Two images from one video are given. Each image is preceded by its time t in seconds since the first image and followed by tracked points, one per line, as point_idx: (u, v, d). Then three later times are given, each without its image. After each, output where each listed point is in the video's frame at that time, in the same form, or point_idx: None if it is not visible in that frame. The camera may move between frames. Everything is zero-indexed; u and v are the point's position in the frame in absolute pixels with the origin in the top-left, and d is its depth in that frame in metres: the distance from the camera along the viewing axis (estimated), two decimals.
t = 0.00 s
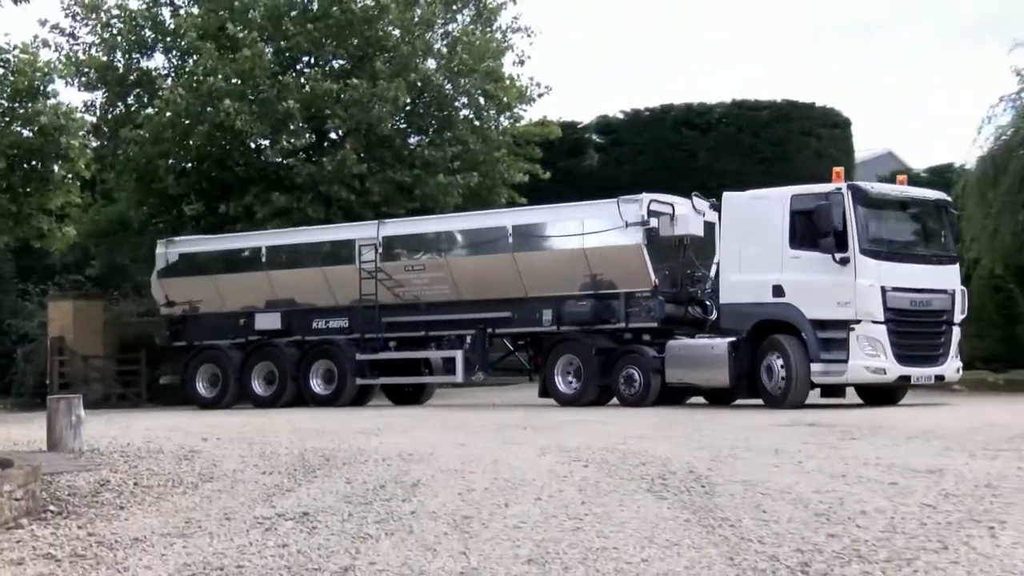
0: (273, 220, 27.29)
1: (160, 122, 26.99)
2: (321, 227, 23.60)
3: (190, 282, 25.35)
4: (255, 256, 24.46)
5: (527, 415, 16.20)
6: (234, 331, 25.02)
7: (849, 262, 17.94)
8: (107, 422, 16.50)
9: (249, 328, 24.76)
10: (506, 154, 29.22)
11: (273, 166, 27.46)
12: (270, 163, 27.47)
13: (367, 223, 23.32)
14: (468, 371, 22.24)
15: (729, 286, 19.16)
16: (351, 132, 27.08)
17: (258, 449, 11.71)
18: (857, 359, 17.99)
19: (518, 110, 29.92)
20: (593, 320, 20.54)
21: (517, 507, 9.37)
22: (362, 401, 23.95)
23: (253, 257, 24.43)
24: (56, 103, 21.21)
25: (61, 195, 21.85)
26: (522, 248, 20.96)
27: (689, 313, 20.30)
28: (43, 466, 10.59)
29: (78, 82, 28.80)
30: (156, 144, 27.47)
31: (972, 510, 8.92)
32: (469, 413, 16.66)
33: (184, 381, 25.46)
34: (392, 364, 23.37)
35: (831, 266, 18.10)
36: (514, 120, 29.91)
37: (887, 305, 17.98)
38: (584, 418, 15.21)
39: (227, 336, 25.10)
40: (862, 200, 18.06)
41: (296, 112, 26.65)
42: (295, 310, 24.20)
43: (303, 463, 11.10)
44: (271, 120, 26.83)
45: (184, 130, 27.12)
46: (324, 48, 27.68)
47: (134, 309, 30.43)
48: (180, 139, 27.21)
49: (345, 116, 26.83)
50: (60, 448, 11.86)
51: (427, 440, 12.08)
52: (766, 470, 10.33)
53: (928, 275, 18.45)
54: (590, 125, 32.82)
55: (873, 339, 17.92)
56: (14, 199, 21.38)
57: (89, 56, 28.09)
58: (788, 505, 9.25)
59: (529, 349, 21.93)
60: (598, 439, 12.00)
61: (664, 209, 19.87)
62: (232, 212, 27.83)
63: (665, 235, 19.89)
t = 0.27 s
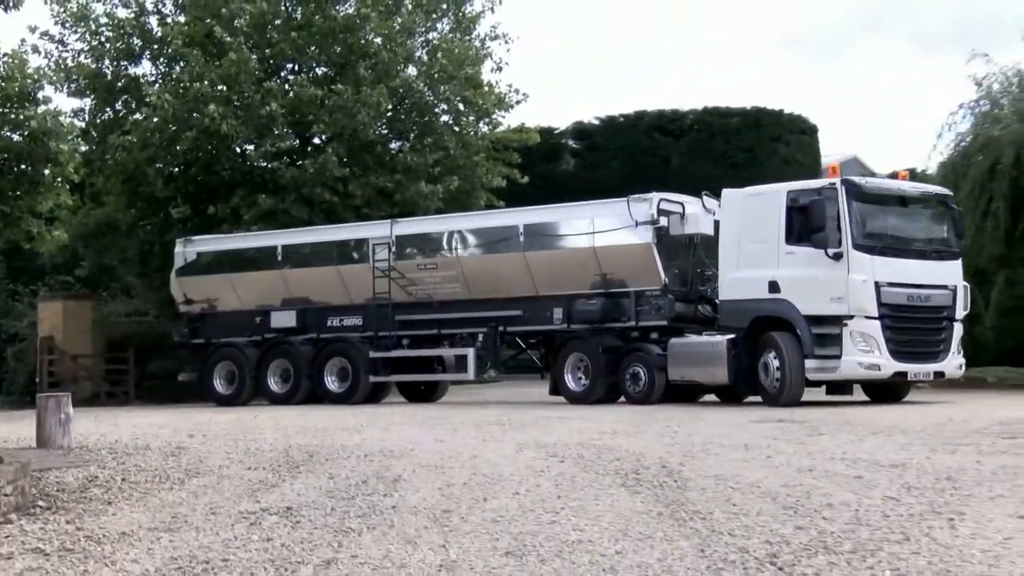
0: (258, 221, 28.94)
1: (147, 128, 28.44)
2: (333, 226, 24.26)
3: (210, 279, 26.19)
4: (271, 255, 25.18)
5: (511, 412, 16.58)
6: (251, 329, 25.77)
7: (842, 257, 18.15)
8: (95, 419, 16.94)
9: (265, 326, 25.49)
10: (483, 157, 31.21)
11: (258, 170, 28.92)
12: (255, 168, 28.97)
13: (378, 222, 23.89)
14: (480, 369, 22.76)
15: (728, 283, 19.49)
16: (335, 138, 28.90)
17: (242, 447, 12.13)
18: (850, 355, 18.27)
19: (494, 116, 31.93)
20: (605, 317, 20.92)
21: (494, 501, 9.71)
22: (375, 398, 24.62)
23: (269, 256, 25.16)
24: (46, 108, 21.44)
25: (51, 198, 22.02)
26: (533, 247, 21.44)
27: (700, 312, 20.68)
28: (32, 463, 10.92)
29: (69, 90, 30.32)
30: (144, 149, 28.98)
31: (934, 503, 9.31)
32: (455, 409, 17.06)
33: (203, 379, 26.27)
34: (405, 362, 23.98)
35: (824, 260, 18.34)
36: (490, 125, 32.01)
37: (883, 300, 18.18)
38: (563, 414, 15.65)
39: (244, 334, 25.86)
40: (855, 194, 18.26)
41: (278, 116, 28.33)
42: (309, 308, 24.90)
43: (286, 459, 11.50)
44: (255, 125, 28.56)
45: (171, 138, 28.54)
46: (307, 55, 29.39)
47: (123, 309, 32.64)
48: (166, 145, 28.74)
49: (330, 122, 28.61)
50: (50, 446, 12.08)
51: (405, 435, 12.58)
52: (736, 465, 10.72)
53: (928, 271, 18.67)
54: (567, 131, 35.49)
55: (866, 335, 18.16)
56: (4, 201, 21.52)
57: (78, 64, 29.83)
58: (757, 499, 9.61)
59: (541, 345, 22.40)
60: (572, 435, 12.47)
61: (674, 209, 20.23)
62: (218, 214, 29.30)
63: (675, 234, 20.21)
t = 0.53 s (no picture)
0: (240, 225, 29.56)
1: (132, 132, 29.34)
2: (345, 226, 24.68)
3: (225, 279, 26.72)
4: (284, 254, 25.64)
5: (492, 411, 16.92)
6: (265, 329, 26.27)
7: (828, 256, 18.33)
8: (81, 418, 17.30)
9: (279, 325, 25.99)
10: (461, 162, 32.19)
11: (242, 175, 29.87)
12: (239, 172, 29.92)
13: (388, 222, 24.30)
14: (488, 368, 23.08)
15: (722, 282, 19.73)
16: (316, 144, 29.70)
17: (225, 445, 12.50)
18: (837, 355, 18.45)
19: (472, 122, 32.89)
20: (612, 316, 21.12)
21: (470, 497, 10.03)
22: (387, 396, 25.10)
23: (283, 255, 25.63)
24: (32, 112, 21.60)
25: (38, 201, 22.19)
26: (540, 246, 21.72)
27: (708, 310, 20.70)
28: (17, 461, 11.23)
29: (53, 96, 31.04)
30: (128, 153, 29.86)
31: (894, 497, 9.72)
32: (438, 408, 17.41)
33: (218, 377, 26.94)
34: (415, 361, 24.33)
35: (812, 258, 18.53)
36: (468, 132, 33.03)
37: (872, 300, 18.35)
38: (542, 414, 16.05)
39: (258, 333, 26.38)
40: (843, 192, 18.38)
41: (262, 122, 29.12)
42: (321, 307, 25.34)
43: (268, 456, 11.86)
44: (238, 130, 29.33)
45: (155, 141, 29.47)
46: (289, 62, 30.14)
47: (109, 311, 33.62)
48: (150, 150, 29.65)
49: (312, 127, 29.30)
50: (37, 444, 12.30)
51: (383, 433, 12.98)
52: (705, 461, 11.11)
53: (921, 269, 18.82)
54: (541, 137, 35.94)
55: (853, 334, 18.35)
56: None
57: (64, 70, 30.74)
58: (725, 494, 9.97)
59: (550, 345, 22.69)
60: (547, 433, 12.86)
61: (680, 208, 20.35)
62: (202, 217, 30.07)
63: (681, 233, 20.36)
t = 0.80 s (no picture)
0: (224, 227, 30.50)
1: (121, 136, 30.75)
2: (355, 225, 25.16)
3: (240, 279, 27.38)
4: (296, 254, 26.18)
5: (476, 410, 17.23)
6: (278, 329, 26.86)
7: (814, 255, 18.33)
8: (70, 415, 17.70)
9: (292, 325, 26.56)
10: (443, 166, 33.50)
11: (228, 179, 31.11)
12: (224, 176, 31.17)
13: (398, 222, 24.72)
14: (495, 367, 23.35)
15: (713, 282, 19.80)
16: (300, 149, 30.99)
17: (211, 442, 12.90)
18: (822, 355, 18.44)
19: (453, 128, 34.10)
20: (618, 316, 21.21)
21: (450, 494, 10.32)
22: (397, 394, 25.59)
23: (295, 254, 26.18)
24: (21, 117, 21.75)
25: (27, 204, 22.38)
26: (546, 245, 21.95)
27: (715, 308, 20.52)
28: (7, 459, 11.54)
29: (44, 103, 32.19)
30: (117, 157, 31.26)
31: (861, 493, 10.06)
32: (424, 407, 17.74)
33: (234, 375, 27.72)
34: (425, 360, 24.72)
35: (798, 258, 18.54)
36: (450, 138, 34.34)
37: (857, 299, 18.29)
38: (523, 412, 16.42)
39: (272, 333, 26.98)
40: (829, 190, 18.33)
41: (249, 127, 30.30)
42: (333, 307, 25.81)
43: (253, 453, 12.22)
44: (225, 135, 30.53)
45: (142, 145, 30.88)
46: (273, 68, 31.47)
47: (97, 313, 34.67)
48: (138, 155, 31.02)
49: (297, 133, 30.60)
50: (26, 443, 12.50)
51: (365, 430, 13.42)
52: (679, 458, 11.47)
53: (912, 267, 18.68)
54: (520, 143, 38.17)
55: (839, 334, 18.30)
56: None
57: (54, 78, 31.96)
58: (699, 490, 10.27)
59: (560, 345, 22.86)
60: (526, 431, 13.25)
61: (685, 208, 20.36)
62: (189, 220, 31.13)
63: (687, 232, 20.34)
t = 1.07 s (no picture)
0: (212, 229, 31.57)
1: (110, 140, 31.55)
2: (363, 225, 25.66)
3: (253, 279, 28.05)
4: (305, 254, 26.74)
5: (459, 409, 17.55)
6: (290, 328, 27.39)
7: (794, 254, 18.18)
8: (59, 414, 17.97)
9: (303, 324, 27.06)
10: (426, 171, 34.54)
11: (214, 183, 32.24)
12: (211, 180, 32.26)
13: (404, 222, 25.19)
14: (497, 366, 23.57)
15: (701, 281, 19.79)
16: (286, 154, 31.98)
17: (198, 439, 13.24)
18: (803, 356, 18.27)
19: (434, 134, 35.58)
20: (621, 315, 21.38)
21: (432, 489, 10.64)
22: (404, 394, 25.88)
23: (304, 254, 26.75)
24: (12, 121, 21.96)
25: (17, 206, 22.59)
26: (548, 244, 22.25)
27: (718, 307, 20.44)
28: None
29: (32, 107, 32.73)
30: (105, 161, 32.11)
31: (829, 488, 10.42)
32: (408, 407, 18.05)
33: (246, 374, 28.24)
34: (431, 359, 25.03)
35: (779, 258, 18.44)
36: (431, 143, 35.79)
37: (838, 299, 18.11)
38: (506, 412, 16.75)
39: (283, 332, 27.52)
40: (809, 188, 18.22)
41: (236, 132, 31.15)
42: (343, 307, 26.28)
43: (239, 450, 12.55)
44: (212, 140, 31.38)
45: (131, 148, 31.76)
46: (260, 76, 32.39)
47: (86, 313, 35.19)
48: (127, 159, 31.85)
49: (281, 138, 31.65)
50: (15, 440, 12.86)
51: (347, 428, 13.85)
52: (653, 454, 11.83)
53: (899, 266, 18.38)
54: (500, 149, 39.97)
55: (819, 334, 18.17)
56: None
57: (42, 84, 32.23)
58: (673, 486, 10.60)
59: (565, 343, 23.22)
60: (505, 429, 13.65)
61: (687, 206, 20.51)
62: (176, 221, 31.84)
63: (688, 231, 20.52)
